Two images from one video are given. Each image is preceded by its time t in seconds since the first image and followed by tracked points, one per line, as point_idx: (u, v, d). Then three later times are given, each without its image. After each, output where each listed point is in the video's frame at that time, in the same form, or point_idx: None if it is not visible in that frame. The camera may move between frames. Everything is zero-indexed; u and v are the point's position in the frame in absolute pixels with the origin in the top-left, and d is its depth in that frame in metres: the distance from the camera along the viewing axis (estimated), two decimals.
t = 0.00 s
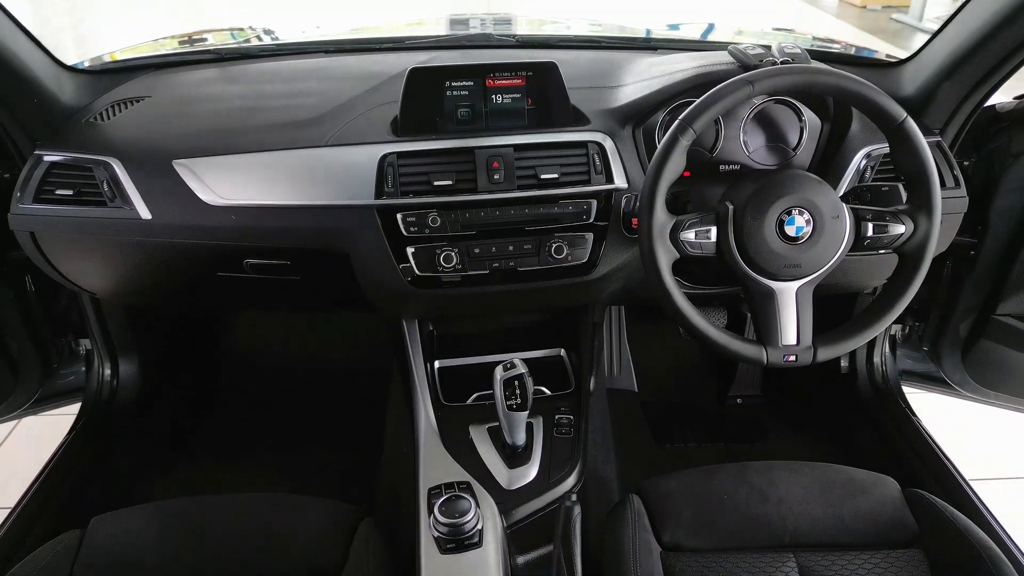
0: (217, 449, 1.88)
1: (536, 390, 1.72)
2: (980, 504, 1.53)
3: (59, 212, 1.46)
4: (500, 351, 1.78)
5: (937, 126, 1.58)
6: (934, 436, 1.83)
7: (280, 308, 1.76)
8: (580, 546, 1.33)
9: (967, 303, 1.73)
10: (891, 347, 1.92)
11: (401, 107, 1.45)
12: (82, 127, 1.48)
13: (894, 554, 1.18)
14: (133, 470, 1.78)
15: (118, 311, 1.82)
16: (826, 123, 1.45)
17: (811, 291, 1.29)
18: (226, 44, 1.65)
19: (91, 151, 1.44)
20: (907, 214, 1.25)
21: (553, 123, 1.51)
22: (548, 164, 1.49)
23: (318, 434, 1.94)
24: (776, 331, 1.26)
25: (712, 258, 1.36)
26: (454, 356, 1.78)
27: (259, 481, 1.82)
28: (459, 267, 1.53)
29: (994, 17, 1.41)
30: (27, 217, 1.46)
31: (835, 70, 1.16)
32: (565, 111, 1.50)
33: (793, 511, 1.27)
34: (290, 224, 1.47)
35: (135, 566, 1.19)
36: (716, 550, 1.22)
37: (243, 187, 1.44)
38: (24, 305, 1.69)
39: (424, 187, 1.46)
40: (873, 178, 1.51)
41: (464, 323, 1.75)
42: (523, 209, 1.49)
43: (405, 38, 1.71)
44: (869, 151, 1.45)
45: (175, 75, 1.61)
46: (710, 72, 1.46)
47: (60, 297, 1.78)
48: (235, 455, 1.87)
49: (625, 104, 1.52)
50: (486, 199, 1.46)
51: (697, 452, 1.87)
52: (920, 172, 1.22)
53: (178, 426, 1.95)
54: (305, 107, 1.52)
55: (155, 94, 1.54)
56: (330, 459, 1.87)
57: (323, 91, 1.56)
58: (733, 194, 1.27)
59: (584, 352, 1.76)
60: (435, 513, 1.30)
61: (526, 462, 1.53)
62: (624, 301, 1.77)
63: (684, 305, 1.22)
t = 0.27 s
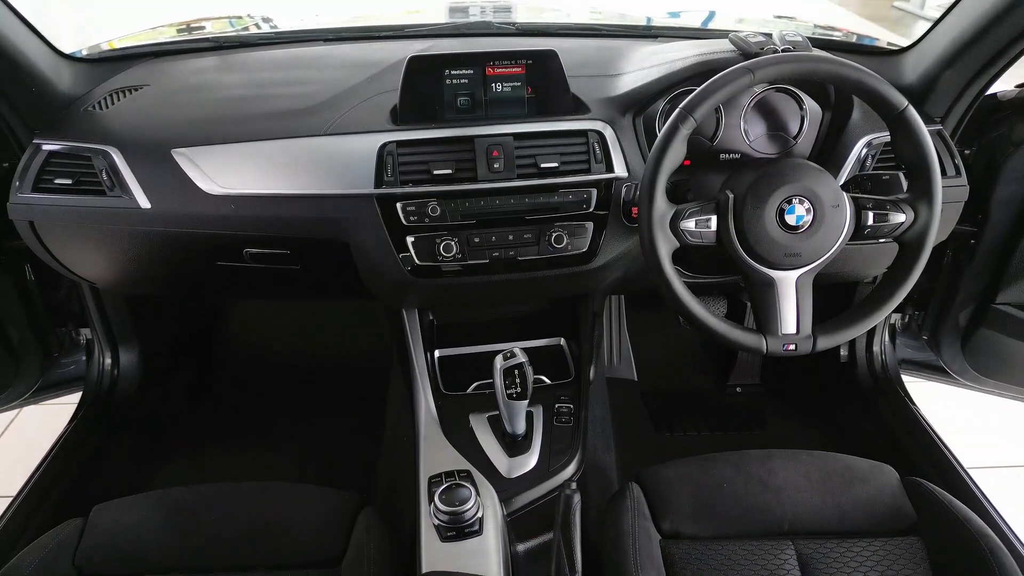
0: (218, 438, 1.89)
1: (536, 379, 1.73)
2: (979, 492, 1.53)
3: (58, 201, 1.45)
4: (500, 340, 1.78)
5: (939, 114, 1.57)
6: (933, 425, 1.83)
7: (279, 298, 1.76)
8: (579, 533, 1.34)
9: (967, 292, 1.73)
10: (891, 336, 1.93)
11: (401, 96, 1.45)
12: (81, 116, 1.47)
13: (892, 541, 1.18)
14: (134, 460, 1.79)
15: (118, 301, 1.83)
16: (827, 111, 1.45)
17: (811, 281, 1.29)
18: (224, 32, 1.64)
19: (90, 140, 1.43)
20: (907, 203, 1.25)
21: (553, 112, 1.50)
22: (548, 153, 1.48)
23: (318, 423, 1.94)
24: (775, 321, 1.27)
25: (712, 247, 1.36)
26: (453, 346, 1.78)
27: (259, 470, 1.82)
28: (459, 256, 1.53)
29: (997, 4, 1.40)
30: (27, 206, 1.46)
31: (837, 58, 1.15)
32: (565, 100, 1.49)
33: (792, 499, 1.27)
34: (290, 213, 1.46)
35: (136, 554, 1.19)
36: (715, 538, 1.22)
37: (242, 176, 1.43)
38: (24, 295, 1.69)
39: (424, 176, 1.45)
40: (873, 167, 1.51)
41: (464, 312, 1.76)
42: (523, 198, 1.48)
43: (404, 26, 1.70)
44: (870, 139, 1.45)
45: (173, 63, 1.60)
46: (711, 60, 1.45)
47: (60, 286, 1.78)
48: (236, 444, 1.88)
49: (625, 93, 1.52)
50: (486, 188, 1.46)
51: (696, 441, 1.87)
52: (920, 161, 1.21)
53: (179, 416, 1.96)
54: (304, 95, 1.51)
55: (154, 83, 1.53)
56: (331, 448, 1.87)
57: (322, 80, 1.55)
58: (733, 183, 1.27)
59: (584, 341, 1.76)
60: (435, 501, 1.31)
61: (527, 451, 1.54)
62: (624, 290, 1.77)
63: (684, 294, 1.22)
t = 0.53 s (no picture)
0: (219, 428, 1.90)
1: (536, 368, 1.73)
2: (976, 479, 1.54)
3: (57, 190, 1.45)
4: (500, 329, 1.78)
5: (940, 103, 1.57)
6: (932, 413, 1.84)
7: (279, 286, 1.76)
8: (579, 520, 1.35)
9: (967, 281, 1.73)
10: (890, 325, 1.93)
11: (400, 84, 1.44)
12: (79, 105, 1.47)
13: (890, 529, 1.19)
14: (134, 449, 1.79)
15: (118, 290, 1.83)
16: (829, 100, 1.44)
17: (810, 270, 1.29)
18: (222, 20, 1.63)
19: (89, 129, 1.43)
20: (907, 192, 1.25)
21: (553, 100, 1.49)
22: (548, 142, 1.48)
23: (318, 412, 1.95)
24: (775, 310, 1.27)
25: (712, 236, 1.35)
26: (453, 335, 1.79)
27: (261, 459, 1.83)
28: (459, 246, 1.53)
29: None
30: (26, 195, 1.45)
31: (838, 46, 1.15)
32: (565, 88, 1.49)
33: (790, 487, 1.28)
34: (290, 202, 1.46)
35: (138, 542, 1.20)
36: (713, 525, 1.23)
37: (240, 165, 1.43)
38: (24, 284, 1.69)
39: (423, 165, 1.45)
40: (874, 156, 1.50)
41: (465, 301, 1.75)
42: (522, 188, 1.48)
43: (403, 13, 1.69)
44: (871, 128, 1.44)
45: (171, 51, 1.59)
46: (712, 48, 1.45)
47: (59, 275, 1.78)
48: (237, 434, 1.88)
49: (625, 81, 1.51)
50: (485, 177, 1.46)
51: (695, 429, 1.88)
52: (921, 150, 1.21)
53: (180, 405, 1.96)
54: (303, 84, 1.50)
55: (152, 72, 1.52)
56: (331, 437, 1.88)
57: (321, 68, 1.55)
58: (734, 172, 1.27)
59: (583, 330, 1.76)
60: (435, 489, 1.30)
61: (527, 439, 1.54)
62: (624, 279, 1.77)
63: (684, 283, 1.22)
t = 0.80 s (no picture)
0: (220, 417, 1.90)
1: (536, 357, 1.73)
2: (974, 467, 1.55)
3: (56, 180, 1.45)
4: (500, 318, 1.78)
5: (941, 91, 1.56)
6: (931, 401, 1.84)
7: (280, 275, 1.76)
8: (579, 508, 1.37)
9: (968, 269, 1.74)
10: (890, 314, 1.93)
11: (399, 72, 1.43)
12: (77, 93, 1.46)
13: (889, 516, 1.20)
14: (136, 438, 1.80)
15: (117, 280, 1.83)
16: (830, 88, 1.44)
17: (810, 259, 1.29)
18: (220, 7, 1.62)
19: (87, 118, 1.42)
20: (908, 180, 1.25)
21: (553, 89, 1.49)
22: (548, 130, 1.47)
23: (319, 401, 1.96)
24: (774, 299, 1.27)
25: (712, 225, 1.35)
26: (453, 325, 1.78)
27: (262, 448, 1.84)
28: (459, 235, 1.53)
29: None
30: (25, 185, 1.45)
31: (840, 34, 1.14)
32: (565, 76, 1.48)
33: (789, 474, 1.28)
34: (289, 191, 1.46)
35: (140, 530, 1.21)
36: (712, 513, 1.24)
37: (239, 154, 1.43)
38: (23, 273, 1.69)
39: (423, 154, 1.45)
40: (874, 146, 1.49)
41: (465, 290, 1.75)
42: (522, 177, 1.48)
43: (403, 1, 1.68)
44: (871, 116, 1.43)
45: (168, 39, 1.58)
46: (713, 36, 1.44)
47: (59, 265, 1.78)
48: (238, 423, 1.89)
49: (625, 69, 1.51)
50: (485, 166, 1.45)
51: (695, 417, 1.89)
52: (922, 138, 1.21)
53: (180, 395, 1.97)
54: (302, 72, 1.50)
55: (150, 60, 1.51)
56: (332, 426, 1.89)
57: (320, 55, 1.54)
58: (734, 161, 1.26)
59: (583, 319, 1.77)
60: (436, 477, 1.31)
61: (526, 428, 1.55)
62: (624, 268, 1.77)
63: (684, 273, 1.22)
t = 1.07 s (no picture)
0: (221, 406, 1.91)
1: (536, 346, 1.73)
2: (974, 455, 1.55)
3: (54, 168, 1.45)
4: (500, 307, 1.79)
5: (943, 79, 1.56)
6: (932, 390, 1.85)
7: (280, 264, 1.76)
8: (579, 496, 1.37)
9: (968, 258, 1.74)
10: (890, 304, 1.93)
11: (399, 60, 1.42)
12: (75, 82, 1.45)
13: (887, 505, 1.20)
14: (137, 427, 1.81)
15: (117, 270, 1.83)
16: (831, 75, 1.43)
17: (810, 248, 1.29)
18: None
19: (85, 107, 1.42)
20: (909, 168, 1.24)
21: (553, 77, 1.48)
22: (548, 119, 1.47)
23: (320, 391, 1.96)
24: (774, 287, 1.27)
25: (712, 214, 1.35)
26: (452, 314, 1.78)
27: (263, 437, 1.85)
28: (459, 224, 1.53)
29: None
30: (24, 174, 1.45)
31: (842, 21, 1.13)
32: (565, 64, 1.47)
33: (789, 462, 1.29)
34: (289, 180, 1.46)
35: (142, 517, 1.22)
36: (711, 500, 1.24)
37: (238, 142, 1.42)
38: (23, 262, 1.70)
39: (422, 143, 1.44)
40: (875, 134, 1.49)
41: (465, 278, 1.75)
42: (522, 165, 1.48)
43: None
44: (873, 105, 1.43)
45: (167, 26, 1.57)
46: (715, 24, 1.43)
47: (59, 254, 1.78)
48: (239, 411, 1.90)
49: (625, 57, 1.50)
50: (485, 155, 1.45)
51: (695, 406, 1.89)
52: (924, 126, 1.20)
53: (181, 384, 1.97)
54: (301, 60, 1.49)
55: (148, 48, 1.50)
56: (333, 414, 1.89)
57: (319, 43, 1.53)
58: (735, 149, 1.26)
59: (584, 307, 1.76)
60: (436, 465, 1.31)
61: (527, 417, 1.55)
62: (625, 257, 1.77)
63: (685, 261, 1.22)
